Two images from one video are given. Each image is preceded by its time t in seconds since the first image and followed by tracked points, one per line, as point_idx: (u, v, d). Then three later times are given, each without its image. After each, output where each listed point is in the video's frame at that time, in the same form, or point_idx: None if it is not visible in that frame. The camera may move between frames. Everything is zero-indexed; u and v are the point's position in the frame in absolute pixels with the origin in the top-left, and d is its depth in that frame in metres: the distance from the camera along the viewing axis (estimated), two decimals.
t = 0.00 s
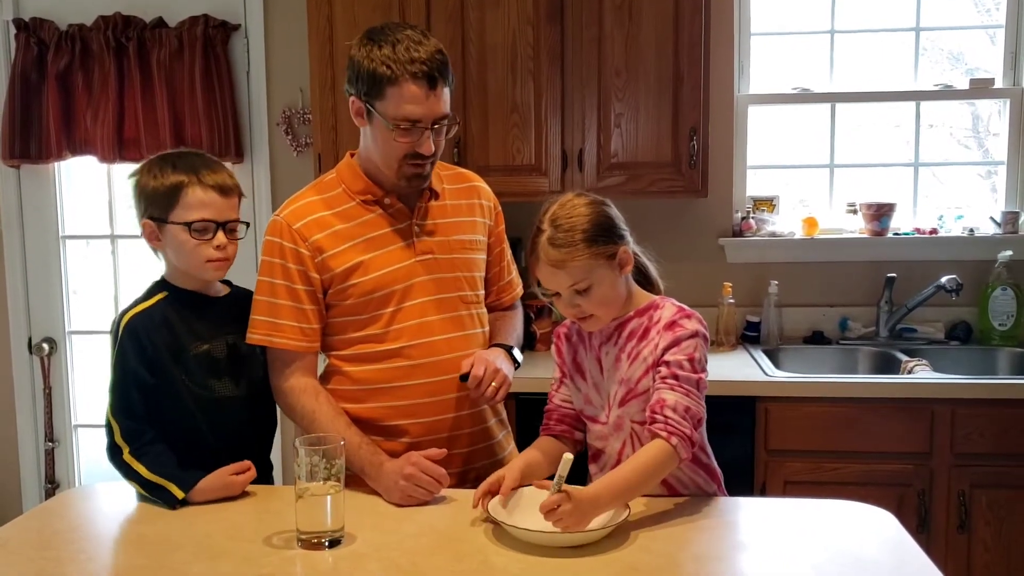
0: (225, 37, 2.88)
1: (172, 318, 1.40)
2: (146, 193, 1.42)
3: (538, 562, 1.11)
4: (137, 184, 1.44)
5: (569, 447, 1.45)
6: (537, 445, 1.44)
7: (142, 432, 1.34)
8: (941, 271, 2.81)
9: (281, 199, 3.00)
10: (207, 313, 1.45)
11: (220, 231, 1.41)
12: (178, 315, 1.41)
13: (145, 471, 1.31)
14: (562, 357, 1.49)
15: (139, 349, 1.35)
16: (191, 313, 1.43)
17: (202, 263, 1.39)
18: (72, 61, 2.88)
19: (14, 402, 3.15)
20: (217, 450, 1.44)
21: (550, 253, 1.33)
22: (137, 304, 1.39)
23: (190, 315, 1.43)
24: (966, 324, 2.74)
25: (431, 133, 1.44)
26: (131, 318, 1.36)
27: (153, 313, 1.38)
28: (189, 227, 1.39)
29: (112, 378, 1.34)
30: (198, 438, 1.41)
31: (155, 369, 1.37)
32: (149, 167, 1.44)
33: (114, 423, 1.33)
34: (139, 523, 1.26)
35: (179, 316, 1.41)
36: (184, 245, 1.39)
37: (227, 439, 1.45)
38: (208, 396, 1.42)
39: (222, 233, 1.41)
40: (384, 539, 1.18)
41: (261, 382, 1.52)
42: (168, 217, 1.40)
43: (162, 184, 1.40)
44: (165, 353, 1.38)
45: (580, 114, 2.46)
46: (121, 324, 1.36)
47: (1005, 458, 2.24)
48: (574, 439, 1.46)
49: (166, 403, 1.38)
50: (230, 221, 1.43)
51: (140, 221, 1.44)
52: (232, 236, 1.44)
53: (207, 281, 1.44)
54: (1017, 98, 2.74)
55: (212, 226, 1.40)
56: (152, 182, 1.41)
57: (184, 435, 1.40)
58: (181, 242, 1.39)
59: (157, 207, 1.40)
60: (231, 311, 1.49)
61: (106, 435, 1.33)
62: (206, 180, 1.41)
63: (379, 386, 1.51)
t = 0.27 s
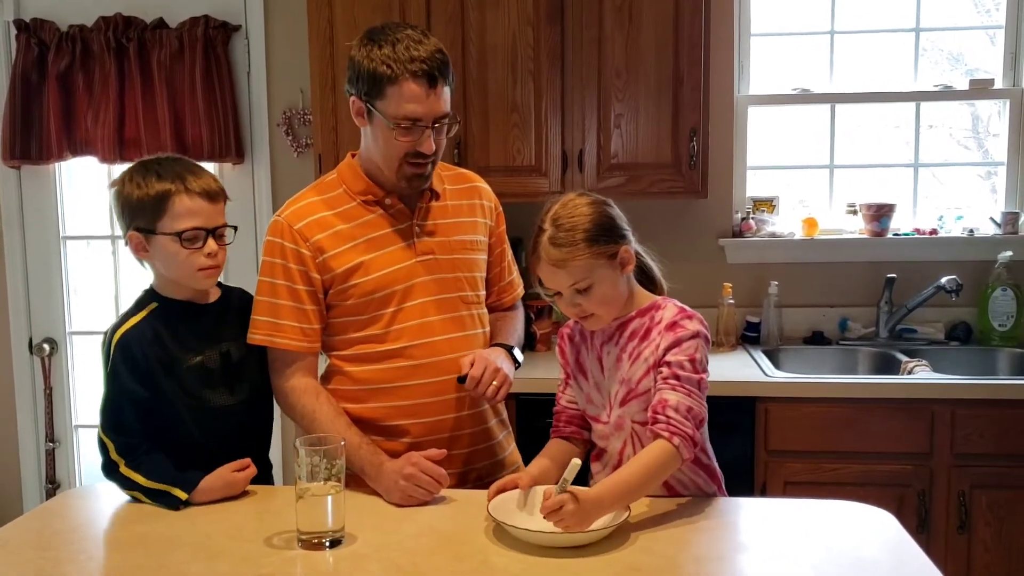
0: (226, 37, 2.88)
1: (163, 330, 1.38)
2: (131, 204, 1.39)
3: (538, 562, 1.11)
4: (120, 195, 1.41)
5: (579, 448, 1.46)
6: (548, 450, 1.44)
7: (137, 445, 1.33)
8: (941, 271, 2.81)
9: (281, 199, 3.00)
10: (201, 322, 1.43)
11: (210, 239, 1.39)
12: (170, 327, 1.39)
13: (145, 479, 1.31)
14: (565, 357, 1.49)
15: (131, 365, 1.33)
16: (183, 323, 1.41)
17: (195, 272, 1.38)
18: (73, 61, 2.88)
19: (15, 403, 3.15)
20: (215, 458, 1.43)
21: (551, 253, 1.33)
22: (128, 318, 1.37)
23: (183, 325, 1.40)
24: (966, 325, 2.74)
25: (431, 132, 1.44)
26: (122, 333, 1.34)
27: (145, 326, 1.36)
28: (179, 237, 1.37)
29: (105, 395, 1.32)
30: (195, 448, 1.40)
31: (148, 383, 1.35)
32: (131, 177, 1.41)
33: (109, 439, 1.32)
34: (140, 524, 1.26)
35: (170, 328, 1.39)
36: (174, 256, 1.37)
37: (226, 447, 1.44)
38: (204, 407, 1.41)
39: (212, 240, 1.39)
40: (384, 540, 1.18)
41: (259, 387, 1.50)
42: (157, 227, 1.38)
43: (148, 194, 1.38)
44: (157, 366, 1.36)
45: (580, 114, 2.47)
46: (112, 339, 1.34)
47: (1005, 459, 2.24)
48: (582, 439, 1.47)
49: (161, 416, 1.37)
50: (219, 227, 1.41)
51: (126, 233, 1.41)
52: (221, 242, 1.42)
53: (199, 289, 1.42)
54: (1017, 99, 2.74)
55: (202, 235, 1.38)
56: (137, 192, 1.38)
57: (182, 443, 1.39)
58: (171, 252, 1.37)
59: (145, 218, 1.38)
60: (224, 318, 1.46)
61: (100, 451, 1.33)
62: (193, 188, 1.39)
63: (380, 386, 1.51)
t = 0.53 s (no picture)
0: (229, 37, 2.89)
1: (159, 341, 1.38)
2: (120, 219, 1.37)
3: (540, 561, 1.12)
4: (106, 209, 1.38)
5: (584, 447, 1.47)
6: (552, 449, 1.46)
7: (136, 454, 1.34)
8: (943, 271, 2.81)
9: (284, 199, 3.01)
10: (197, 329, 1.43)
11: (202, 250, 1.38)
12: (165, 336, 1.39)
13: (149, 486, 1.32)
14: (569, 356, 1.50)
15: (128, 377, 1.34)
16: (179, 331, 1.41)
17: (189, 284, 1.37)
18: (76, 61, 2.89)
19: (19, 402, 3.17)
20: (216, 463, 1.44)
21: (551, 254, 1.34)
22: (122, 332, 1.37)
23: (179, 334, 1.40)
24: (968, 324, 2.74)
25: (437, 133, 1.45)
26: (118, 347, 1.34)
27: (139, 338, 1.36)
28: (172, 251, 1.36)
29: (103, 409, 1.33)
30: (197, 454, 1.41)
31: (145, 392, 1.35)
32: (117, 190, 1.38)
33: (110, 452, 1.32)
34: (143, 522, 1.26)
35: (165, 338, 1.39)
36: (168, 271, 1.36)
37: (227, 451, 1.45)
38: (203, 414, 1.41)
39: (205, 251, 1.38)
40: (386, 539, 1.19)
41: (257, 390, 1.50)
42: (148, 241, 1.36)
43: (138, 208, 1.36)
44: (153, 376, 1.36)
45: (582, 114, 2.47)
46: (108, 353, 1.35)
47: (1006, 459, 2.24)
48: (587, 438, 1.47)
49: (160, 425, 1.37)
50: (210, 236, 1.40)
51: (114, 247, 1.39)
52: (213, 251, 1.41)
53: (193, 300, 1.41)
54: (1018, 99, 2.74)
55: (194, 247, 1.37)
56: (126, 206, 1.36)
57: (183, 450, 1.40)
58: (164, 266, 1.36)
59: (136, 232, 1.36)
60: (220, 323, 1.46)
61: (99, 465, 1.33)
62: (182, 200, 1.37)
63: (384, 384, 1.51)
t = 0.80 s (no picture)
0: (230, 37, 2.89)
1: (154, 342, 1.37)
2: (108, 227, 1.36)
3: (542, 561, 1.12)
4: (94, 216, 1.37)
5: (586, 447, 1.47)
6: (554, 450, 1.46)
7: (134, 456, 1.33)
8: (945, 271, 2.81)
9: (285, 199, 3.01)
10: (193, 330, 1.42)
11: (192, 254, 1.37)
12: (161, 338, 1.38)
13: (148, 487, 1.32)
14: (571, 358, 1.50)
15: (123, 380, 1.33)
16: (175, 333, 1.40)
17: (181, 289, 1.37)
18: (77, 61, 2.89)
19: (19, 402, 3.16)
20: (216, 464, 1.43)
21: (551, 258, 1.33)
22: (117, 335, 1.37)
23: (175, 335, 1.40)
24: (970, 324, 2.74)
25: (445, 133, 1.44)
26: (113, 350, 1.34)
27: (135, 341, 1.36)
28: (162, 257, 1.35)
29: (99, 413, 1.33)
30: (196, 454, 1.41)
31: (142, 395, 1.35)
32: (103, 197, 1.37)
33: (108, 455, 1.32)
34: (144, 522, 1.26)
35: (160, 340, 1.38)
36: (158, 278, 1.35)
37: (226, 451, 1.44)
38: (201, 414, 1.41)
39: (195, 255, 1.38)
40: (387, 539, 1.18)
41: (255, 389, 1.49)
42: (138, 249, 1.35)
43: (126, 215, 1.34)
44: (149, 378, 1.36)
45: (584, 114, 2.47)
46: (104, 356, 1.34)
47: (1009, 459, 2.24)
48: (589, 439, 1.47)
49: (158, 426, 1.37)
50: (200, 240, 1.39)
51: (104, 255, 1.38)
52: (203, 254, 1.40)
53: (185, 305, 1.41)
54: (1021, 99, 2.74)
55: (184, 252, 1.36)
56: (114, 214, 1.35)
57: (182, 450, 1.39)
58: (154, 273, 1.35)
59: (125, 240, 1.35)
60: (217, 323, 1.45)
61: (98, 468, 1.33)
62: (170, 205, 1.36)
63: (386, 385, 1.51)
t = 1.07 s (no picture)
0: (231, 37, 2.89)
1: (154, 342, 1.37)
2: (106, 225, 1.36)
3: (543, 562, 1.11)
4: (93, 216, 1.37)
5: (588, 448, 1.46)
6: (556, 451, 1.46)
7: (135, 456, 1.33)
8: (946, 272, 2.80)
9: (286, 199, 3.01)
10: (193, 330, 1.42)
11: (191, 252, 1.37)
12: (161, 338, 1.38)
13: (149, 488, 1.31)
14: (575, 358, 1.50)
15: (123, 380, 1.33)
16: (175, 333, 1.40)
17: (180, 287, 1.36)
18: (79, 61, 2.89)
19: (21, 402, 3.16)
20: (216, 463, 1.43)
21: (550, 262, 1.33)
22: (116, 335, 1.37)
23: (175, 335, 1.40)
24: (971, 325, 2.73)
25: (438, 139, 1.44)
26: (113, 350, 1.34)
27: (134, 341, 1.36)
28: (161, 255, 1.35)
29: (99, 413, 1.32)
30: (196, 453, 1.41)
31: (142, 395, 1.35)
32: (102, 196, 1.37)
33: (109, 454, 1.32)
34: (145, 523, 1.26)
35: (160, 340, 1.38)
36: (157, 275, 1.35)
37: (226, 451, 1.44)
38: (200, 414, 1.41)
39: (194, 252, 1.37)
40: (388, 539, 1.18)
41: (255, 389, 1.49)
42: (136, 247, 1.35)
43: (125, 213, 1.35)
44: (149, 378, 1.36)
45: (585, 115, 2.47)
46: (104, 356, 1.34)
47: (1010, 460, 2.24)
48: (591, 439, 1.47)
49: (158, 426, 1.37)
50: (198, 238, 1.39)
51: (103, 254, 1.38)
52: (202, 252, 1.40)
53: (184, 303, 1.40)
54: (1022, 99, 2.74)
55: (183, 249, 1.36)
56: (113, 212, 1.35)
57: (182, 450, 1.39)
58: (153, 271, 1.35)
59: (124, 238, 1.35)
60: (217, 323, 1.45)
61: (98, 468, 1.33)
62: (168, 202, 1.36)
63: (388, 385, 1.51)
